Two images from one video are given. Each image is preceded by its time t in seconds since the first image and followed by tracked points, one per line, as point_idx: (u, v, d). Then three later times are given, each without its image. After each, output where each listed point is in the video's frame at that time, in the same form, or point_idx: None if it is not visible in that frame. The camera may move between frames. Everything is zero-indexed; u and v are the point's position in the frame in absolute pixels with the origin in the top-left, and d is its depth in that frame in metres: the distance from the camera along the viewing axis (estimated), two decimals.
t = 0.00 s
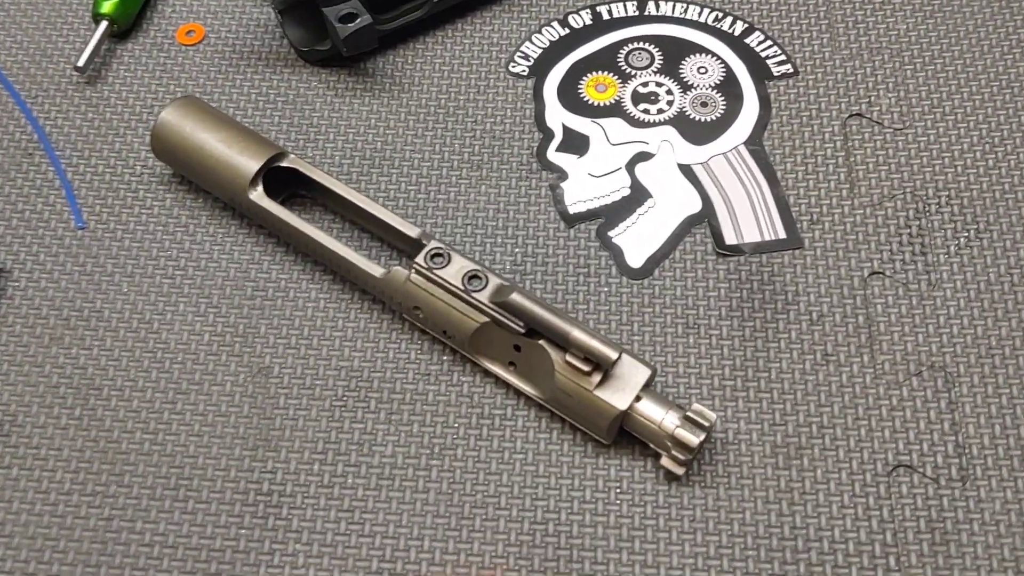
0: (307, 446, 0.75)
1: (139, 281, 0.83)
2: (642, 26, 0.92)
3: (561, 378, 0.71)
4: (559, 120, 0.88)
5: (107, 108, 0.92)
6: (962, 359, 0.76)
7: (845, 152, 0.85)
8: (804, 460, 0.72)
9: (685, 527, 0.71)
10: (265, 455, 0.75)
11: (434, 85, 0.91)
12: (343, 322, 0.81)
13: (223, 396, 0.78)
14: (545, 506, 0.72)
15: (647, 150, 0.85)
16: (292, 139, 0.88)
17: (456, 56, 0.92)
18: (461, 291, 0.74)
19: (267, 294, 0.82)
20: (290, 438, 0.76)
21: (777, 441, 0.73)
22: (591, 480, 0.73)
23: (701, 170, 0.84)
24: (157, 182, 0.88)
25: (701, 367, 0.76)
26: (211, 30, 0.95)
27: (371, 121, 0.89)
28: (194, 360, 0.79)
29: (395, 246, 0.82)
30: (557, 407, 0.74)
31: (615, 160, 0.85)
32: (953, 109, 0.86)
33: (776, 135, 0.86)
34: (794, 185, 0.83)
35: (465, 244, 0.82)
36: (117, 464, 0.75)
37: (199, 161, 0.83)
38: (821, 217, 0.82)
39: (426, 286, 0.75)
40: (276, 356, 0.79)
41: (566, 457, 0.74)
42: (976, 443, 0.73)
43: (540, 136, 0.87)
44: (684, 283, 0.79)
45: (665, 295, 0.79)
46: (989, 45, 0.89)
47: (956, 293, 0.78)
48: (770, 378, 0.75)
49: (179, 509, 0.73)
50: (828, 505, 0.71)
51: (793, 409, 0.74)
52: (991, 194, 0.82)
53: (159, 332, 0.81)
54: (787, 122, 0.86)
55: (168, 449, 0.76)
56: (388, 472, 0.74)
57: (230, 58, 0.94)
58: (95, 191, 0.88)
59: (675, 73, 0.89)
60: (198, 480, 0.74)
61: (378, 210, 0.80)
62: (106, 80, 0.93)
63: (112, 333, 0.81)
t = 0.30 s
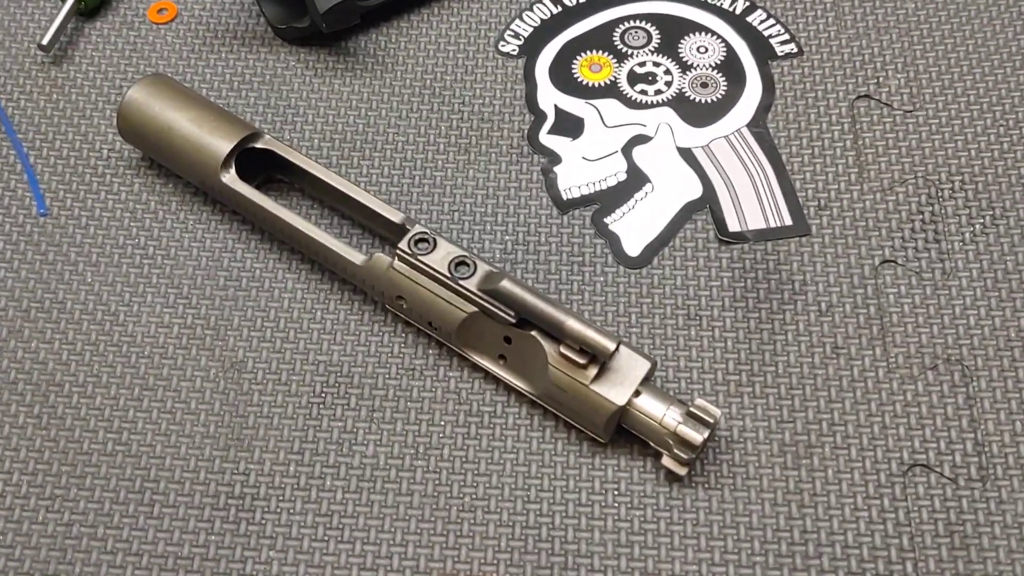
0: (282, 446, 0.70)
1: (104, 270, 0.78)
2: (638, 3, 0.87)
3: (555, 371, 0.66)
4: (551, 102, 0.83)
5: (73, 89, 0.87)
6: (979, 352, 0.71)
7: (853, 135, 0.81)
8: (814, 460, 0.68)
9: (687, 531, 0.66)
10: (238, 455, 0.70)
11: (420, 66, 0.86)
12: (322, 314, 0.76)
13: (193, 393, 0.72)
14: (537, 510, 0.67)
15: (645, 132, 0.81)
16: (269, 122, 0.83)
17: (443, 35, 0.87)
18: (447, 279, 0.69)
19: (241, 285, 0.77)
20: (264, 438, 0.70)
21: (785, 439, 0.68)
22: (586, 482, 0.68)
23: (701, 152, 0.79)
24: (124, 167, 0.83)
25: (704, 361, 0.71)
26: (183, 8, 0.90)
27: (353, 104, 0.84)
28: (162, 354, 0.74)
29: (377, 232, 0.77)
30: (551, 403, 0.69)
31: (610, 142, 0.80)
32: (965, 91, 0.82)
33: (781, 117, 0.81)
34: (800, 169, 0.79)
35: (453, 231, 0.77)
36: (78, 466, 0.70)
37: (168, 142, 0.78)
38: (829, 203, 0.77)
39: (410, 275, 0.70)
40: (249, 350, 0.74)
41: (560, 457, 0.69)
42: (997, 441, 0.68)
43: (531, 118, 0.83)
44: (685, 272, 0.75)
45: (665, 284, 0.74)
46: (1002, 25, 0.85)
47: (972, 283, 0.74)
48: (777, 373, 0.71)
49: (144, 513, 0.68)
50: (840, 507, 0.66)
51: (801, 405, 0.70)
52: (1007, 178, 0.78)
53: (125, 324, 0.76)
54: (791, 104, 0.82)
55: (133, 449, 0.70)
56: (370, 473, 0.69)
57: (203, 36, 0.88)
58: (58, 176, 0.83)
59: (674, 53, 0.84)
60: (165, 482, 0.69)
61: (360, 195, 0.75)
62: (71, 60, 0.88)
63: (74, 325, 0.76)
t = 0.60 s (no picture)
0: (281, 466, 0.68)
1: (100, 287, 0.77)
2: (643, 19, 0.86)
3: (562, 389, 0.64)
4: (556, 117, 0.82)
5: (70, 104, 0.86)
6: (997, 369, 0.69)
7: (862, 150, 0.79)
8: (829, 481, 0.66)
9: (700, 555, 0.64)
10: (235, 477, 0.68)
11: (422, 80, 0.85)
12: (323, 332, 0.74)
13: (189, 413, 0.70)
14: (544, 533, 0.65)
15: (651, 147, 0.79)
16: (270, 137, 0.82)
17: (446, 50, 0.86)
18: (451, 294, 0.67)
19: (240, 302, 0.76)
20: (262, 458, 0.68)
21: (799, 460, 0.66)
22: (595, 504, 0.66)
23: (709, 167, 0.78)
24: (121, 183, 0.82)
25: (714, 380, 0.69)
26: (183, 24, 0.90)
27: (355, 119, 0.83)
28: (158, 373, 0.72)
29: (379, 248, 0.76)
30: (558, 422, 0.67)
31: (616, 157, 0.79)
32: (974, 106, 0.81)
33: (789, 132, 0.80)
34: (809, 184, 0.78)
35: (456, 247, 0.76)
36: (70, 488, 0.68)
37: (167, 155, 0.76)
38: (839, 218, 0.76)
39: (413, 290, 0.69)
40: (248, 368, 0.72)
41: (567, 478, 0.67)
42: (1017, 460, 0.66)
43: (535, 133, 0.81)
44: (694, 288, 0.73)
45: (673, 301, 0.73)
46: (1010, 40, 0.84)
47: (988, 298, 0.72)
48: (790, 391, 0.69)
49: (138, 537, 0.66)
50: (858, 530, 0.64)
51: (815, 424, 0.68)
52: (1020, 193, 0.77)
53: (121, 342, 0.74)
54: (800, 119, 0.81)
55: (127, 471, 0.68)
56: (370, 494, 0.67)
57: (203, 52, 0.88)
58: (54, 192, 0.81)
59: (680, 67, 0.83)
60: (160, 505, 0.67)
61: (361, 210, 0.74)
62: (69, 76, 0.87)
63: (68, 343, 0.74)
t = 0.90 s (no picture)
0: (288, 475, 0.66)
1: (100, 293, 0.75)
2: (654, 18, 0.85)
3: (577, 392, 0.62)
4: (566, 117, 0.80)
5: (70, 108, 0.84)
6: None
7: (880, 148, 0.78)
8: (855, 485, 0.64)
9: (723, 563, 0.61)
10: (240, 486, 0.65)
11: (429, 81, 0.83)
12: (329, 337, 0.72)
13: (193, 420, 0.68)
14: (561, 541, 0.63)
15: (664, 146, 0.78)
16: (275, 139, 0.81)
17: (453, 51, 0.85)
18: (462, 295, 0.65)
19: (245, 307, 0.74)
20: (268, 467, 0.66)
21: (824, 464, 0.64)
22: (613, 511, 0.64)
23: (724, 166, 0.76)
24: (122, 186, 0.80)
25: (734, 382, 0.67)
26: (185, 26, 0.88)
27: (361, 120, 0.82)
28: (160, 379, 0.70)
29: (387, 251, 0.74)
30: (574, 427, 0.65)
31: (628, 157, 0.77)
32: (993, 103, 0.80)
33: (805, 130, 0.79)
34: (827, 182, 0.76)
35: (466, 248, 0.74)
36: (67, 499, 0.65)
37: (169, 156, 0.75)
38: (858, 217, 0.74)
39: (423, 292, 0.67)
40: (252, 374, 0.70)
41: (584, 485, 0.65)
42: None
43: (545, 134, 0.80)
44: (711, 289, 0.71)
45: (690, 302, 0.71)
46: None
47: (1013, 297, 0.70)
48: (812, 394, 0.67)
49: (139, 549, 0.63)
50: (886, 536, 0.62)
51: (838, 428, 0.66)
52: None
53: (121, 349, 0.72)
54: (816, 117, 0.79)
55: (127, 481, 0.66)
56: (380, 503, 0.64)
57: (206, 54, 0.86)
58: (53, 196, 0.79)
59: (692, 66, 0.82)
60: (162, 515, 0.64)
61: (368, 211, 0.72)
62: (69, 79, 0.86)
63: (68, 350, 0.72)
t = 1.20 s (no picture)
0: (289, 458, 0.63)
1: (93, 272, 0.72)
2: None
3: (593, 368, 0.59)
4: (576, 88, 0.77)
5: (62, 83, 0.81)
6: None
7: (902, 118, 0.75)
8: (885, 464, 0.61)
9: (748, 546, 0.58)
10: (239, 469, 0.62)
11: (433, 53, 0.81)
12: (332, 315, 0.69)
13: (190, 401, 0.65)
14: (577, 525, 0.60)
15: (678, 117, 0.75)
16: (275, 114, 0.78)
17: (458, 23, 0.82)
18: (471, 268, 0.62)
19: (244, 285, 0.71)
20: (269, 449, 0.63)
21: (852, 442, 0.61)
22: (631, 493, 0.61)
23: (741, 137, 0.73)
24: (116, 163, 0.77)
25: (756, 358, 0.64)
26: None
27: (364, 93, 0.79)
28: (156, 360, 0.67)
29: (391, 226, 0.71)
30: (589, 405, 0.62)
31: (641, 128, 0.74)
32: (1018, 71, 0.77)
33: (825, 100, 0.76)
34: (849, 153, 0.73)
35: (475, 223, 0.71)
36: (57, 484, 0.62)
37: (165, 129, 0.72)
38: (882, 187, 0.71)
39: (429, 265, 0.64)
40: (252, 354, 0.67)
41: (600, 466, 0.62)
42: None
43: (555, 105, 0.77)
44: (730, 263, 0.68)
45: (708, 276, 0.68)
46: None
47: None
48: (838, 370, 0.64)
49: (133, 536, 0.60)
50: (919, 517, 0.59)
51: (866, 404, 0.63)
52: None
53: (115, 329, 0.69)
54: (835, 87, 0.77)
55: (120, 465, 0.62)
56: (387, 486, 0.61)
57: (203, 27, 0.83)
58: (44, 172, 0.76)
59: (707, 35, 0.79)
60: (157, 501, 0.61)
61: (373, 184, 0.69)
62: (61, 55, 0.83)
63: (59, 330, 0.69)
